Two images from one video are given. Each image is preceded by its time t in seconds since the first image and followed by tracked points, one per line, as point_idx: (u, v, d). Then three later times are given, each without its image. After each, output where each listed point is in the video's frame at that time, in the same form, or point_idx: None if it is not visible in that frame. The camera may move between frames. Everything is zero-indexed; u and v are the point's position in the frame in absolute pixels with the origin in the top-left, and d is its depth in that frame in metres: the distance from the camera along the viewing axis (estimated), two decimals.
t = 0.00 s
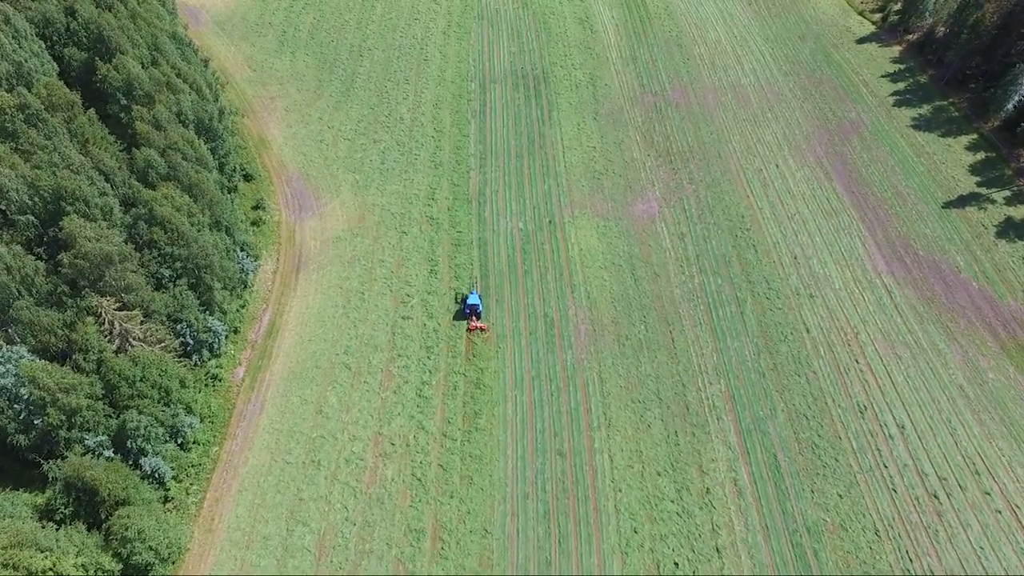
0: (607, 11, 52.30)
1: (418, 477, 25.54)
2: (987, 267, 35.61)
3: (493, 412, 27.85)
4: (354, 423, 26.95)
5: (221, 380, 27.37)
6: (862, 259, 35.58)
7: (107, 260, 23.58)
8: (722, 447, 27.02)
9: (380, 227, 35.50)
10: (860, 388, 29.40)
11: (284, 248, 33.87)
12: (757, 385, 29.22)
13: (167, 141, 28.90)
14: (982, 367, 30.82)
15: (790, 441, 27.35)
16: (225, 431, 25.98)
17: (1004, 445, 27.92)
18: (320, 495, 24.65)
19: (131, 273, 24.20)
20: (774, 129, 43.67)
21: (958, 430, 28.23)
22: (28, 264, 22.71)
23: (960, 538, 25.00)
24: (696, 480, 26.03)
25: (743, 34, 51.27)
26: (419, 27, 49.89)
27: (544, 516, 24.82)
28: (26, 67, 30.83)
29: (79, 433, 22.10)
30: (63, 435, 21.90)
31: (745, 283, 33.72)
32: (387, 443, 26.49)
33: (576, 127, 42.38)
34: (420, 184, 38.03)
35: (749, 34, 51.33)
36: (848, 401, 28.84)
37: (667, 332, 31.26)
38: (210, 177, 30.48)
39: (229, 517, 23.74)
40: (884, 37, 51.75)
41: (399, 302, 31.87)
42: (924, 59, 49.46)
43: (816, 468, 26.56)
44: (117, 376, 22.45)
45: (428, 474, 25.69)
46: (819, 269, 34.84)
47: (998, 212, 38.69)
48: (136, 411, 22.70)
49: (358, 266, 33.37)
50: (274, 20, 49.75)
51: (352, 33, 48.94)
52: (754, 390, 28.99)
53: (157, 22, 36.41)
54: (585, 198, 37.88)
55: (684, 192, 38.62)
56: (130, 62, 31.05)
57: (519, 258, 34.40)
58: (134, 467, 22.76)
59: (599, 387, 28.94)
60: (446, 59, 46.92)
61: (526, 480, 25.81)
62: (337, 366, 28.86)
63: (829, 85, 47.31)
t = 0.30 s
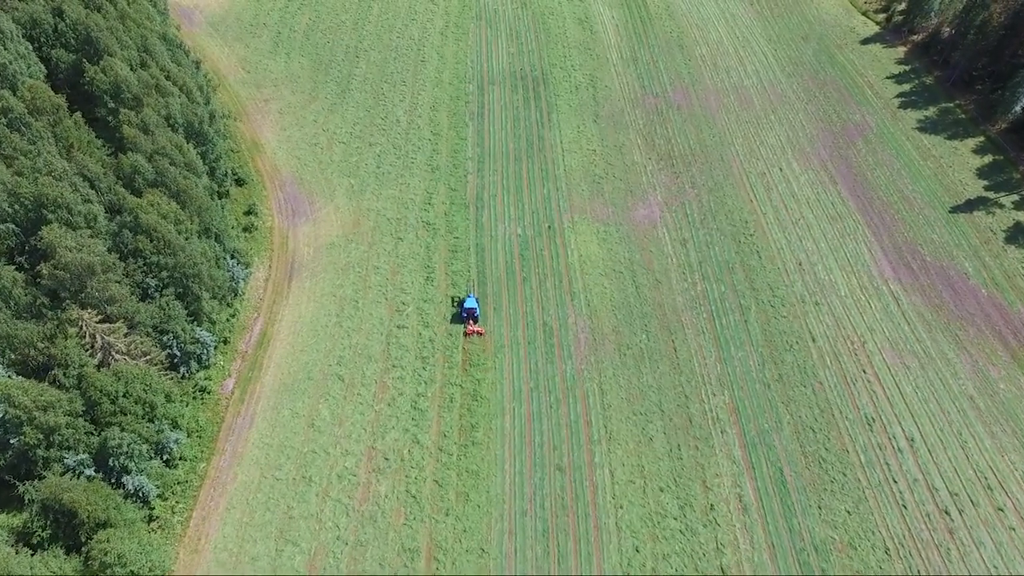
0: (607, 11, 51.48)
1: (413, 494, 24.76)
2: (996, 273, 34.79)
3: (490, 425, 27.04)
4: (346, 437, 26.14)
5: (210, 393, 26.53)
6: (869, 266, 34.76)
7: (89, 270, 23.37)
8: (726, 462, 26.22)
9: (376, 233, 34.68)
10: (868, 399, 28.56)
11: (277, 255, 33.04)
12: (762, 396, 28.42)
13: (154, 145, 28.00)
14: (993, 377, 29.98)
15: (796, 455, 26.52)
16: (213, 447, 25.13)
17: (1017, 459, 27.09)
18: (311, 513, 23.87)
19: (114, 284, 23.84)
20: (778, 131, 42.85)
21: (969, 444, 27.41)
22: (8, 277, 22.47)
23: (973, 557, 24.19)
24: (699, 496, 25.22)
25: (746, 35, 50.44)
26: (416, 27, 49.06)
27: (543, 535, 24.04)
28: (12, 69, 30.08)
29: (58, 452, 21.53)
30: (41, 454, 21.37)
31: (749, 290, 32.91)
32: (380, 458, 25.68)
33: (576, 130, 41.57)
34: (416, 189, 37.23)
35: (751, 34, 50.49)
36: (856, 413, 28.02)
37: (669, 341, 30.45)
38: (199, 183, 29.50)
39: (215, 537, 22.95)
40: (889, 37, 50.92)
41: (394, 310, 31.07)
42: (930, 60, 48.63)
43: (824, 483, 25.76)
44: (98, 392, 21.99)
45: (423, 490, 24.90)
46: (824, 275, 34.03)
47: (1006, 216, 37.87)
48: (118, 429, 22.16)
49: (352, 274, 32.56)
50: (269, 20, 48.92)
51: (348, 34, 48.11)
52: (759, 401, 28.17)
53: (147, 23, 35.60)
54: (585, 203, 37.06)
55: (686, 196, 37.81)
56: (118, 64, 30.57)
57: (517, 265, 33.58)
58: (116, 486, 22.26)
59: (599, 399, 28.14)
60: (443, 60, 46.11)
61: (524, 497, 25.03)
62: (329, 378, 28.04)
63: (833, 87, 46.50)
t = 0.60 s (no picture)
0: (616, 13, 50.58)
1: (411, 510, 23.96)
2: (1016, 285, 33.75)
3: (492, 439, 26.24)
4: (344, 449, 25.36)
5: (204, 402, 25.78)
6: (884, 276, 33.77)
7: (79, 276, 22.69)
8: (736, 481, 25.41)
9: (378, 238, 33.90)
10: (883, 416, 27.67)
11: (276, 259, 32.28)
12: (773, 412, 27.57)
13: (151, 147, 27.30)
14: (1014, 394, 28.95)
15: (809, 474, 25.68)
16: (207, 458, 24.38)
17: None
18: (305, 529, 23.10)
19: (105, 290, 23.24)
20: (790, 137, 41.87)
21: (989, 465, 26.44)
22: None
23: None
24: (708, 517, 24.42)
25: (758, 37, 49.44)
26: (422, 27, 48.28)
27: (545, 555, 23.28)
28: (8, 69, 29.58)
29: (44, 464, 21.05)
30: (26, 467, 20.81)
31: (760, 301, 32.00)
32: (378, 472, 24.88)
33: (584, 133, 40.69)
34: (420, 192, 36.44)
35: (763, 37, 49.50)
36: (871, 431, 27.11)
37: (677, 353, 29.60)
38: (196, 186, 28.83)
39: (206, 552, 22.21)
40: (904, 40, 49.81)
41: (395, 318, 30.29)
42: (946, 65, 47.52)
43: (837, 504, 24.91)
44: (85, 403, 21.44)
45: (422, 506, 24.11)
46: (838, 286, 33.08)
47: None
48: (106, 441, 21.66)
49: (353, 279, 31.78)
50: (273, 19, 48.25)
51: (352, 34, 47.37)
52: (770, 417, 27.32)
53: (148, 21, 34.94)
54: (592, 209, 36.20)
55: (695, 203, 36.89)
56: (115, 63, 29.93)
57: (521, 272, 32.76)
58: (104, 500, 21.74)
59: (605, 413, 27.36)
60: (449, 61, 45.31)
61: (526, 514, 24.23)
62: (327, 387, 27.26)
63: (847, 91, 45.46)
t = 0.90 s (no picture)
0: (635, 15, 49.55)
1: (412, 526, 23.22)
2: None
3: (498, 453, 25.48)
4: (345, 460, 24.66)
5: (204, 408, 25.18)
6: (908, 293, 32.62)
7: (78, 278, 22.29)
8: (751, 505, 24.61)
9: (386, 241, 33.20)
10: (906, 440, 26.68)
11: (283, 261, 31.66)
12: (790, 433, 26.67)
13: (156, 145, 26.75)
14: None
15: (827, 500, 24.85)
16: (205, 465, 23.76)
17: None
18: (302, 543, 22.42)
19: (104, 292, 22.79)
20: (812, 145, 40.71)
21: (1018, 495, 25.40)
22: None
23: None
24: (720, 542, 23.67)
25: (780, 42, 48.24)
26: (438, 26, 47.54)
27: None
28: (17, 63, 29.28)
29: (36, 471, 20.54)
30: (17, 474, 20.22)
31: (778, 315, 30.97)
32: (380, 484, 24.15)
33: (600, 137, 39.78)
34: (431, 195, 35.71)
35: (786, 42, 48.28)
36: (893, 456, 26.16)
37: (692, 369, 28.70)
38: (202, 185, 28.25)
39: (201, 565, 21.59)
40: (932, 47, 48.40)
41: (401, 324, 29.57)
42: (976, 74, 46.07)
43: (856, 533, 24.08)
44: (79, 409, 20.92)
45: (423, 522, 23.37)
46: (860, 301, 31.96)
47: None
48: (100, 449, 21.18)
49: (361, 283, 31.10)
50: (288, 16, 47.74)
51: (367, 32, 46.74)
52: (787, 439, 26.46)
53: (159, 17, 34.47)
54: (606, 216, 35.29)
55: (713, 212, 35.87)
56: (125, 59, 29.57)
57: (532, 279, 31.96)
58: (97, 509, 21.32)
59: (615, 429, 26.56)
60: (464, 61, 44.54)
61: (531, 533, 23.46)
62: (330, 395, 26.57)
63: (872, 99, 44.19)
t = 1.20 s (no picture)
0: (656, 17, 48.51)
1: (411, 542, 22.56)
2: None
3: (502, 467, 24.74)
4: (344, 471, 24.00)
5: (203, 413, 24.66)
6: (933, 310, 31.38)
7: (75, 279, 21.85)
8: (764, 530, 23.70)
9: (395, 244, 32.51)
10: (929, 466, 25.59)
11: (289, 263, 31.08)
12: (807, 455, 25.65)
13: (162, 143, 26.23)
14: None
15: (844, 527, 23.89)
16: (201, 473, 23.23)
17: None
18: (298, 557, 21.82)
19: (101, 295, 22.33)
20: (835, 154, 39.49)
21: None
22: None
23: None
24: (731, 568, 22.84)
25: (804, 47, 46.98)
26: (454, 26, 46.80)
27: None
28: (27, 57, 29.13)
29: (26, 478, 20.30)
30: (7, 480, 20.05)
31: (797, 330, 29.88)
32: (379, 498, 23.47)
33: (616, 142, 38.84)
34: (441, 198, 34.97)
35: (810, 47, 47.02)
36: (915, 482, 25.10)
37: (705, 384, 27.72)
38: (207, 185, 27.71)
39: None
40: (962, 55, 46.90)
41: (407, 331, 28.85)
42: (1008, 83, 44.52)
43: (874, 563, 23.14)
44: (71, 416, 20.56)
45: (422, 538, 22.70)
46: (882, 318, 30.78)
47: None
48: (92, 458, 20.78)
49: (367, 287, 30.43)
50: (303, 13, 47.25)
51: (382, 31, 46.12)
52: (804, 461, 25.44)
53: (173, 11, 34.00)
54: (621, 223, 34.34)
55: (731, 221, 34.81)
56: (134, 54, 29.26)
57: (543, 287, 31.11)
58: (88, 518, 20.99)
59: (624, 446, 25.69)
60: (479, 62, 43.77)
61: (534, 553, 22.72)
62: (332, 403, 25.95)
63: (899, 107, 42.83)
